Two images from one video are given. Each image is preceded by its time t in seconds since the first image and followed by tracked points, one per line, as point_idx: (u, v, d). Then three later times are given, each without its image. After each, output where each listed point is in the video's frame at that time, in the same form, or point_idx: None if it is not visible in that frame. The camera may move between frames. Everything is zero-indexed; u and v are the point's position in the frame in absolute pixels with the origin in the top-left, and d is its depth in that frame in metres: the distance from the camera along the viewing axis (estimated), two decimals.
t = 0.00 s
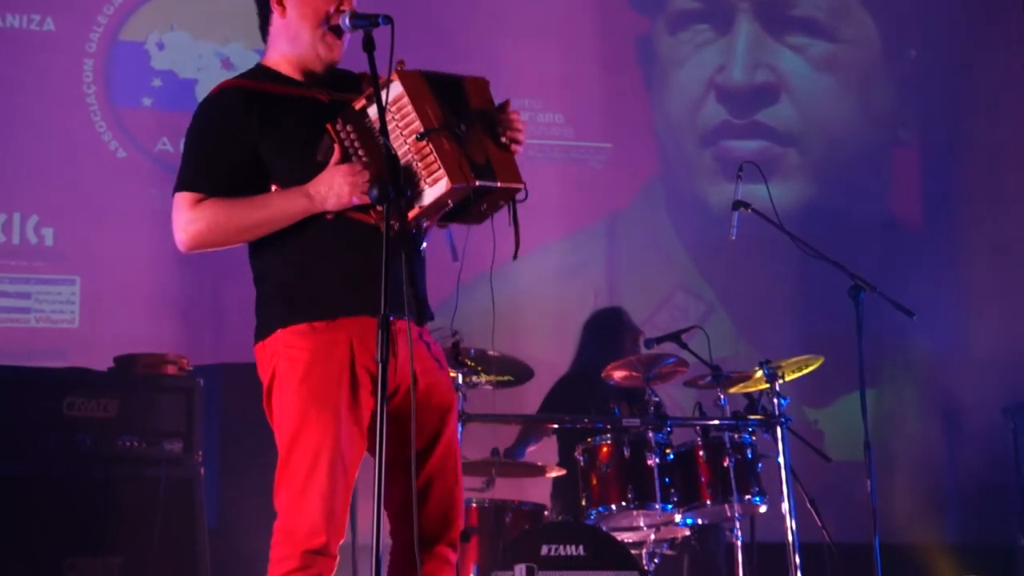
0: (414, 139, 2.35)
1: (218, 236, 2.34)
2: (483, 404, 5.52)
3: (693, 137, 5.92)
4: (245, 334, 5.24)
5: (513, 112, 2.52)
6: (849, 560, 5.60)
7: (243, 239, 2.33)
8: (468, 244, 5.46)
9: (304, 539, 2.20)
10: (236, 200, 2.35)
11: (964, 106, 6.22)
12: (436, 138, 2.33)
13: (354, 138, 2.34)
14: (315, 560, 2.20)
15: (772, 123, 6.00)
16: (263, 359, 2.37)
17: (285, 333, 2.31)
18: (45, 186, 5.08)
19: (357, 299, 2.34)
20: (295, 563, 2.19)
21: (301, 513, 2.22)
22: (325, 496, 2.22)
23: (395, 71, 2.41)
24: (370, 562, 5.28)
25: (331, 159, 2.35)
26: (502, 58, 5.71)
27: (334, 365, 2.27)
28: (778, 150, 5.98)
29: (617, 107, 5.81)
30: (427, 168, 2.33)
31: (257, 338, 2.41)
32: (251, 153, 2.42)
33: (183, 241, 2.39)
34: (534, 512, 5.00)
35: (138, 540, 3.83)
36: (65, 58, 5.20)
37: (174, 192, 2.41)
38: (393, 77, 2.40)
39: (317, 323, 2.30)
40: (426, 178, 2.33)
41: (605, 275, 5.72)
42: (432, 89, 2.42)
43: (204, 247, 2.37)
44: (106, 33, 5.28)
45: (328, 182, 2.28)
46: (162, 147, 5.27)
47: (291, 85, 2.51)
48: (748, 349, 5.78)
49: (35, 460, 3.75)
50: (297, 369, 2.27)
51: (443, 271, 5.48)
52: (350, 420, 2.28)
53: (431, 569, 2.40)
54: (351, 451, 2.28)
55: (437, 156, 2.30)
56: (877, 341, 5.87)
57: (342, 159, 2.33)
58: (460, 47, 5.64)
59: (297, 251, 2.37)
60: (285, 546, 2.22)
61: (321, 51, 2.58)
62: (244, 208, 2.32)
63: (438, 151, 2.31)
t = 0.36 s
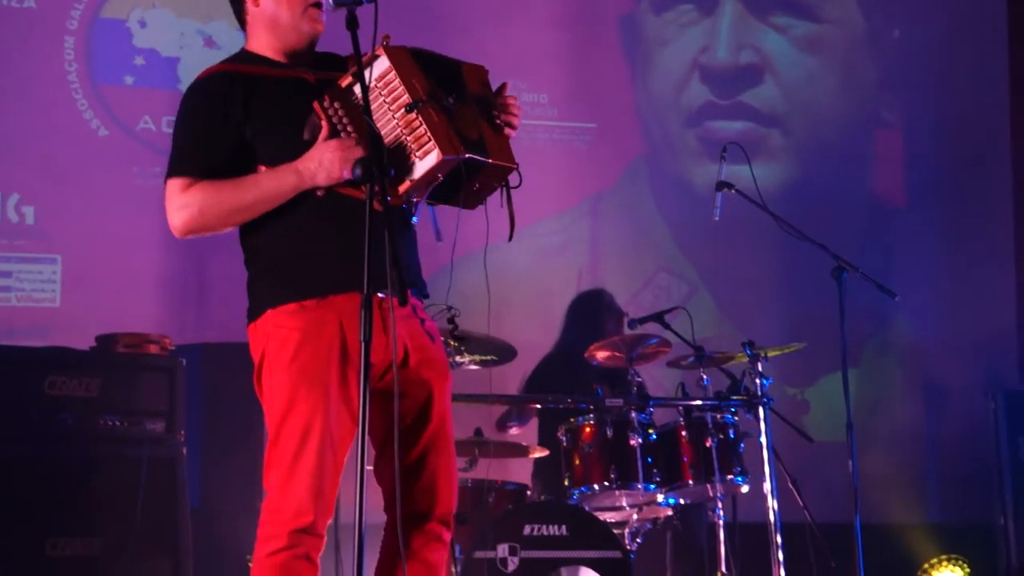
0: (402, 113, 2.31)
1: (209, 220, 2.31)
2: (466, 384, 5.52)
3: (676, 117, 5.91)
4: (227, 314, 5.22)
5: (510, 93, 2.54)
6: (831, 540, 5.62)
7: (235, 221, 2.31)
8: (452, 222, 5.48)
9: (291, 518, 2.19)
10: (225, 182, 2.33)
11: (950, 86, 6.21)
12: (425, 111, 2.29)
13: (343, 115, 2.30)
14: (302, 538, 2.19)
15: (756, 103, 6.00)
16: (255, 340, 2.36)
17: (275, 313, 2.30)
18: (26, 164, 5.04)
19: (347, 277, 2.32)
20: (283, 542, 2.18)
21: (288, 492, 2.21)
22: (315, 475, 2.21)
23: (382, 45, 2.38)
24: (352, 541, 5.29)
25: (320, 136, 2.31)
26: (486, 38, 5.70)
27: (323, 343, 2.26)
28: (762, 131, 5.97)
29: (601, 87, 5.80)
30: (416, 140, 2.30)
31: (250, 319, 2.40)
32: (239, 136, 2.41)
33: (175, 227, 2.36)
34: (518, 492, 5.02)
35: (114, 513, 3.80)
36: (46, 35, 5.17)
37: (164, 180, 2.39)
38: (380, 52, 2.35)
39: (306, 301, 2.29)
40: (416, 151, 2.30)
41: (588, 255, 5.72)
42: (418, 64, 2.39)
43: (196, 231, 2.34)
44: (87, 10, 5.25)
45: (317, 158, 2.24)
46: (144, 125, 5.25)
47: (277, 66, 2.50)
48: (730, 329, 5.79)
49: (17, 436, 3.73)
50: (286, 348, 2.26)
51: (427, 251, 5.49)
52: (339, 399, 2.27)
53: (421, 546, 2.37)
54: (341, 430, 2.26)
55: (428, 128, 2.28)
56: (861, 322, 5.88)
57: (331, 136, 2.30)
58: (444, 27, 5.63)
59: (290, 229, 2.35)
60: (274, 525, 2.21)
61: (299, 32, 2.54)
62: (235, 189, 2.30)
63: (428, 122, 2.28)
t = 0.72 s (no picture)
0: (374, 105, 2.53)
1: (163, 154, 2.56)
2: (431, 364, 5.51)
3: (643, 97, 5.91)
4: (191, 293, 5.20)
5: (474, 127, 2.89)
6: (794, 519, 5.64)
7: (187, 161, 2.55)
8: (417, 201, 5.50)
9: (237, 495, 2.43)
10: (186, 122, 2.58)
11: (915, 67, 6.23)
12: (394, 107, 2.53)
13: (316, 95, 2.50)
14: (247, 512, 2.43)
15: (722, 84, 6.01)
16: (193, 318, 2.59)
17: (217, 290, 2.54)
18: None
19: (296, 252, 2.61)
20: (228, 517, 2.42)
21: (232, 466, 2.45)
22: (256, 450, 2.46)
23: (370, 40, 2.60)
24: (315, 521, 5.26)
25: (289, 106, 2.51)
26: (452, 16, 5.69)
27: (264, 324, 2.52)
28: (728, 112, 5.98)
29: (568, 66, 5.80)
30: (380, 135, 2.52)
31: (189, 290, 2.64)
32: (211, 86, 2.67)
33: (127, 153, 2.60)
34: (483, 472, 5.03)
35: (83, 494, 3.97)
36: (10, 11, 5.16)
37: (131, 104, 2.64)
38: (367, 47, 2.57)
39: (246, 278, 2.54)
40: (376, 147, 2.51)
41: (553, 235, 5.71)
42: (399, 68, 2.63)
43: (146, 159, 2.58)
44: None
45: (283, 125, 2.46)
46: (106, 103, 5.20)
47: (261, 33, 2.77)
48: (696, 310, 5.79)
49: None
50: (228, 330, 2.50)
51: (393, 231, 5.49)
52: (277, 375, 2.53)
53: (369, 525, 2.64)
54: (280, 406, 2.52)
55: (394, 126, 2.51)
56: (824, 303, 5.91)
57: (300, 108, 2.49)
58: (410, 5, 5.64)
59: (238, 188, 2.63)
60: (218, 499, 2.44)
61: (277, 11, 2.81)
62: (198, 132, 2.55)
63: (395, 121, 2.51)
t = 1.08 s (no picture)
0: (314, 82, 2.33)
1: (109, 165, 2.37)
2: (392, 344, 5.50)
3: (604, 78, 5.91)
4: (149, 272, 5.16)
5: (408, 67, 2.52)
6: (752, 499, 5.67)
7: (136, 168, 2.37)
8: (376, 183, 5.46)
9: (199, 477, 2.26)
10: (129, 129, 2.39)
11: (874, 51, 6.25)
12: (334, 82, 2.33)
13: (255, 79, 2.35)
14: (210, 495, 2.26)
15: (683, 66, 6.02)
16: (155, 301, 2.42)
17: (176, 272, 2.36)
18: None
19: (253, 238, 2.40)
20: (192, 500, 2.25)
21: (194, 449, 2.27)
22: (217, 431, 2.29)
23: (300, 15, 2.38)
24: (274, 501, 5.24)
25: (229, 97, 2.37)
26: None
27: (224, 303, 2.34)
28: (689, 93, 5.99)
29: (530, 47, 5.79)
30: (323, 111, 2.32)
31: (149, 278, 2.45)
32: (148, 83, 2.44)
33: (73, 167, 2.42)
34: (443, 452, 4.97)
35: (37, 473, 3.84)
36: None
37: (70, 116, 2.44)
38: (299, 21, 2.37)
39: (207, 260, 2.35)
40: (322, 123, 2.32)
41: (514, 216, 5.71)
42: (333, 37, 2.40)
43: (94, 173, 2.40)
44: None
45: (226, 118, 2.31)
46: (64, 80, 5.14)
47: (199, 20, 2.52)
48: (656, 291, 5.81)
49: None
50: (188, 309, 2.32)
51: (350, 211, 5.45)
52: (240, 356, 2.35)
53: (330, 503, 2.47)
54: (243, 388, 2.34)
55: (337, 100, 2.30)
56: (783, 285, 5.93)
57: (240, 97, 2.35)
58: None
59: (189, 185, 2.41)
60: (181, 483, 2.27)
61: None
62: (139, 137, 2.36)
63: (337, 95, 2.31)
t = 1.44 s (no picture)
0: (279, 70, 2.33)
1: (64, 127, 2.33)
2: (347, 327, 5.49)
3: (561, 61, 5.91)
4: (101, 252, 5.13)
5: (371, 74, 2.60)
6: (706, 481, 5.70)
7: (91, 134, 2.33)
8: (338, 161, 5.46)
9: (146, 458, 2.22)
10: (89, 95, 2.35)
11: (830, 36, 6.29)
12: (300, 72, 2.33)
13: (219, 59, 2.30)
14: (158, 478, 2.22)
15: (639, 49, 6.02)
16: (98, 281, 2.38)
17: (120, 251, 2.33)
18: None
19: (207, 219, 2.40)
20: (138, 483, 2.20)
21: (140, 430, 2.23)
22: (164, 413, 2.25)
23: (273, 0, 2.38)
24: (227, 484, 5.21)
25: (193, 73, 2.33)
26: None
27: (171, 282, 2.31)
28: (646, 77, 6.00)
29: (486, 30, 5.79)
30: (284, 98, 2.32)
31: (92, 259, 2.41)
32: (112, 53, 2.41)
33: (27, 123, 2.37)
34: (398, 435, 4.97)
35: None
36: None
37: (28, 74, 2.39)
38: (271, 8, 2.35)
39: (151, 240, 2.33)
40: (282, 111, 2.32)
41: (473, 199, 5.70)
42: (305, 29, 2.41)
43: (47, 134, 2.35)
44: None
45: (188, 95, 2.27)
46: (14, 58, 5.10)
47: None
48: (612, 274, 5.82)
49: None
50: (133, 288, 2.29)
51: (307, 194, 5.43)
52: (186, 335, 2.32)
53: (284, 486, 2.46)
54: (190, 370, 2.31)
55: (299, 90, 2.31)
56: (738, 268, 5.95)
57: (203, 74, 2.31)
58: None
59: (146, 159, 2.39)
60: (128, 466, 2.22)
61: None
62: (100, 103, 2.33)
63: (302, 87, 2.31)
